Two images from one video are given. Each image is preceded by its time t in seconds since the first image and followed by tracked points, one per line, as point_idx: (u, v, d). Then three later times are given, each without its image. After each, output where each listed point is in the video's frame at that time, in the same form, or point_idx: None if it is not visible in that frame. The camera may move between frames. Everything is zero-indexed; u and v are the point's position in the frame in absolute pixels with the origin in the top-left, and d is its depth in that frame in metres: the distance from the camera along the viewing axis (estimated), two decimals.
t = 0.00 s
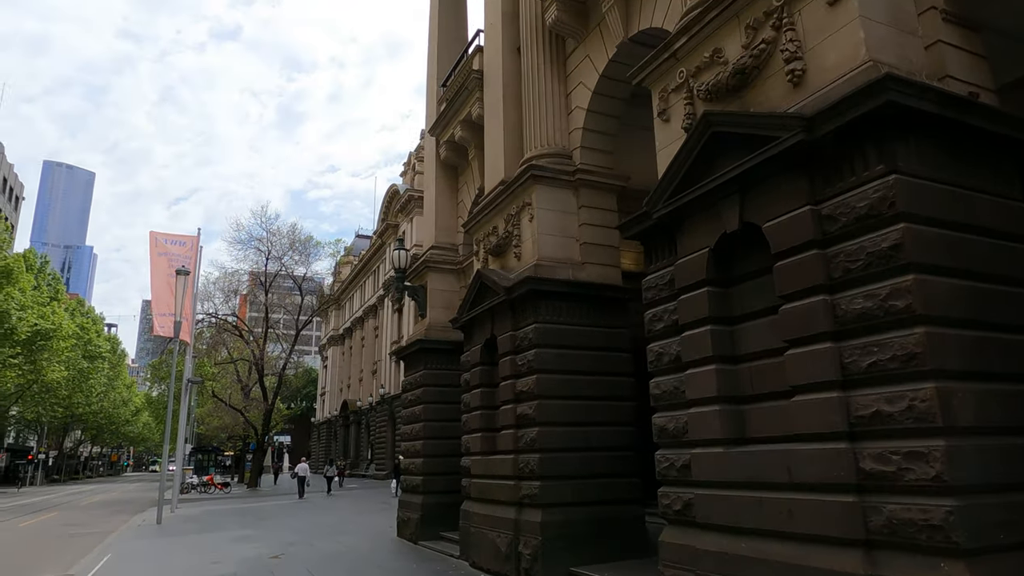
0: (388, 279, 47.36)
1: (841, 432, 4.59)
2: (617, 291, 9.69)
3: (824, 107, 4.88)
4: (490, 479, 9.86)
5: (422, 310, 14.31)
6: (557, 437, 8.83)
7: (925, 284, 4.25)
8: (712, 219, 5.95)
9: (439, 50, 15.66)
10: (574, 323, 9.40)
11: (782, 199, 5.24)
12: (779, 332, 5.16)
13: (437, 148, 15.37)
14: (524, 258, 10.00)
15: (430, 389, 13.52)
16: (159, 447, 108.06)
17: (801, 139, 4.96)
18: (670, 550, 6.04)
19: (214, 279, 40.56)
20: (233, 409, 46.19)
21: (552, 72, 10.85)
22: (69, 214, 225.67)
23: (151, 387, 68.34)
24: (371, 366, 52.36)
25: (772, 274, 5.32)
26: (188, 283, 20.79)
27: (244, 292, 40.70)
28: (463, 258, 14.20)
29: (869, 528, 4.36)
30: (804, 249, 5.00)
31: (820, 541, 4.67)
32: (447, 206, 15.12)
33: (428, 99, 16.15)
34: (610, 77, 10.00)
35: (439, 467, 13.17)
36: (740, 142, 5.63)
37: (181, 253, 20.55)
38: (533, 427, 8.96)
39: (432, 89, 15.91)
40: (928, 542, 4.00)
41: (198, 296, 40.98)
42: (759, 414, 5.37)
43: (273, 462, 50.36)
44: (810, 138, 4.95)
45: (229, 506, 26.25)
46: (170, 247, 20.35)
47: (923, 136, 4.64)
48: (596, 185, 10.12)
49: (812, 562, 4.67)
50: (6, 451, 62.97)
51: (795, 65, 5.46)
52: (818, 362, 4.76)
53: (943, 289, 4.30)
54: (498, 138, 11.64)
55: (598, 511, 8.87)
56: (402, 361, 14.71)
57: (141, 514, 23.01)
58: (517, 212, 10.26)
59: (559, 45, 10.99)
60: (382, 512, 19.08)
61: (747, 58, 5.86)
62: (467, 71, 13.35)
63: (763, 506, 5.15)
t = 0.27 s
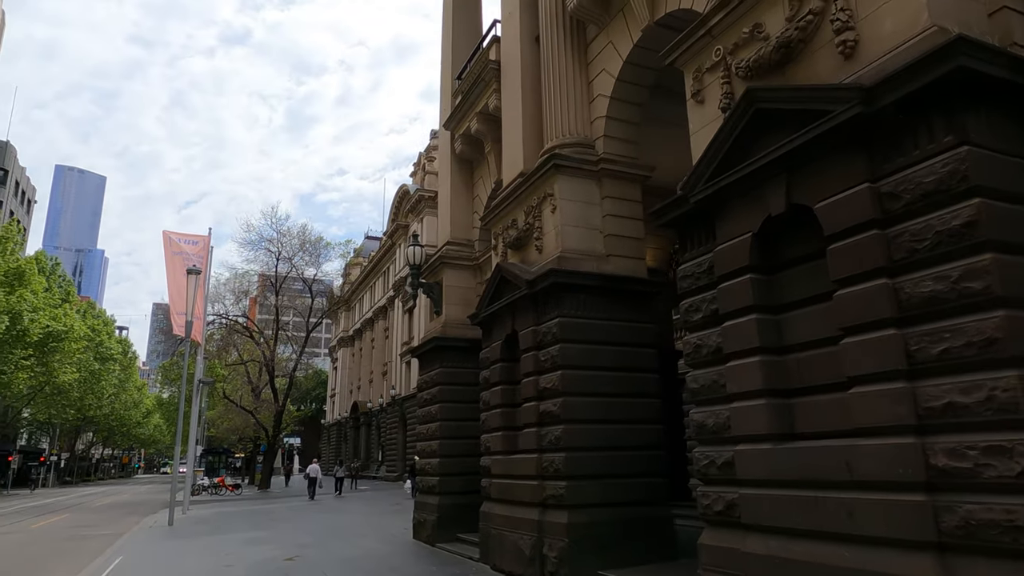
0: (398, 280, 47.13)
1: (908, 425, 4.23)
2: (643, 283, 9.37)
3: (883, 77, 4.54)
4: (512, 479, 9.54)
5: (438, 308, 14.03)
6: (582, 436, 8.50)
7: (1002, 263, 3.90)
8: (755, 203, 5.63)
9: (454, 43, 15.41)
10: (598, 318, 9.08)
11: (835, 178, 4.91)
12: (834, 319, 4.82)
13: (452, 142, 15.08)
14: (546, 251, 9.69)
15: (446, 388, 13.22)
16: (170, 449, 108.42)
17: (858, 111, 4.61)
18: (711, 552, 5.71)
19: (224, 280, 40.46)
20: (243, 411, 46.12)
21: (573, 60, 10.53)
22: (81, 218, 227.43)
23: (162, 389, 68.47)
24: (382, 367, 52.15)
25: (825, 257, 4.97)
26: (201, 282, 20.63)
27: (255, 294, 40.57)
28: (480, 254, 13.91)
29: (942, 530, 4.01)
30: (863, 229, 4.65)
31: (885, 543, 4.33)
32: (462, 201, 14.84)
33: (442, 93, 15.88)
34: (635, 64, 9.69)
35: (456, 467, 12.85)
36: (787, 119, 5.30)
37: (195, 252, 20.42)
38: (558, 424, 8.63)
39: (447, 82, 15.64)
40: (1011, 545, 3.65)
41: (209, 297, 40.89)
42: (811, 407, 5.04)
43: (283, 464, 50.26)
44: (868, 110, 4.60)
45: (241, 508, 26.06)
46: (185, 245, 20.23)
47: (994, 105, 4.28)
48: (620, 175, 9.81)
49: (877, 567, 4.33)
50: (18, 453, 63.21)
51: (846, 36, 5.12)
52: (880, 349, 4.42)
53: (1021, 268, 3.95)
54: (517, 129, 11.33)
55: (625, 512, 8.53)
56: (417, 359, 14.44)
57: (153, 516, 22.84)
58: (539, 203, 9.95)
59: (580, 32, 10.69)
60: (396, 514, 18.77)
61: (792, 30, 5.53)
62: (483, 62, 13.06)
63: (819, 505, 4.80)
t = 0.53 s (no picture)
0: (410, 279, 46.89)
1: (989, 428, 3.86)
2: (672, 278, 9.00)
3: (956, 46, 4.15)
4: (537, 481, 9.19)
5: (456, 305, 13.72)
6: (612, 437, 8.15)
7: None
8: (806, 188, 5.26)
9: (470, 35, 15.08)
10: (626, 314, 8.73)
11: (900, 159, 4.53)
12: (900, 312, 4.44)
13: (468, 136, 14.74)
14: (571, 245, 9.33)
15: (465, 387, 12.90)
16: (184, 448, 109.03)
17: (929, 85, 4.23)
18: (760, 562, 5.33)
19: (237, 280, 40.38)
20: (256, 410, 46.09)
21: (597, 47, 10.17)
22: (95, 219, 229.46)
23: (176, 389, 68.71)
24: (394, 367, 51.95)
25: (888, 244, 4.60)
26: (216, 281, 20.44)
27: (268, 293, 40.47)
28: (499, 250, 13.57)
29: None
30: (934, 213, 4.28)
31: (962, 557, 3.96)
32: (480, 196, 14.49)
33: (458, 87, 15.55)
34: (663, 50, 9.32)
35: (475, 468, 12.52)
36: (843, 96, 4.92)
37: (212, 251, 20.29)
38: (586, 425, 8.27)
39: (463, 75, 15.31)
40: None
41: (222, 297, 40.83)
42: (874, 406, 4.66)
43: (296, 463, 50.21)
44: (940, 83, 4.22)
45: (255, 508, 25.89)
46: (202, 243, 20.11)
47: None
48: (648, 165, 9.44)
49: None
50: (35, 452, 63.64)
51: (909, 7, 4.74)
52: (956, 344, 4.04)
53: None
54: (539, 120, 10.98)
55: (657, 516, 8.17)
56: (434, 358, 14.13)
57: (168, 516, 22.69)
58: (563, 195, 9.60)
59: (603, 19, 10.33)
60: (412, 515, 18.46)
61: (847, 2, 5.15)
62: (502, 52, 12.72)
63: (884, 513, 4.42)
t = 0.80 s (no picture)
0: (422, 275, 46.71)
1: None
2: (700, 265, 8.65)
3: None
4: (559, 478, 8.87)
5: (472, 298, 13.41)
6: (639, 431, 7.82)
7: None
8: (857, 162, 4.91)
9: (484, 22, 14.75)
10: (653, 302, 8.39)
11: (967, 124, 4.18)
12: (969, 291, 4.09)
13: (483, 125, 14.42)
14: (594, 232, 9.00)
15: (482, 381, 12.62)
16: (197, 446, 109.57)
17: (1004, 41, 3.88)
18: (808, 563, 4.99)
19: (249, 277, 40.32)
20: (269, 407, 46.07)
21: (619, 28, 9.82)
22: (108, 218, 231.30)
23: (188, 387, 68.93)
24: (406, 363, 51.81)
25: (954, 219, 4.25)
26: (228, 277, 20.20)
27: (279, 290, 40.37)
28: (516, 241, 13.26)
29: None
30: (1010, 181, 3.91)
31: None
32: (496, 186, 14.18)
33: (472, 75, 15.23)
34: (689, 28, 8.96)
35: (493, 465, 12.23)
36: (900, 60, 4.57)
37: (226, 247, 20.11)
38: (612, 418, 7.95)
39: (477, 63, 14.99)
40: None
41: (233, 294, 40.80)
42: (939, 394, 4.31)
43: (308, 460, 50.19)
44: (1016, 39, 3.86)
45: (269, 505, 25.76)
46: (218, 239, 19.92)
47: None
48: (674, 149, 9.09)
49: None
50: (50, 450, 64.10)
51: None
52: None
53: None
54: (558, 104, 10.64)
55: (687, 513, 7.84)
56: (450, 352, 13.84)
57: (181, 513, 22.60)
58: (585, 181, 9.26)
59: None
60: (427, 513, 18.21)
61: None
62: (518, 37, 12.39)
63: (953, 509, 4.07)
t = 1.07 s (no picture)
0: (433, 272, 46.46)
1: None
2: (731, 255, 8.24)
3: None
4: (584, 477, 8.51)
5: (488, 292, 13.07)
6: (670, 428, 7.43)
7: None
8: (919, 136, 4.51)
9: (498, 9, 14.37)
10: (682, 294, 8.00)
11: None
12: None
13: (499, 115, 14.04)
14: (618, 220, 8.61)
15: (500, 377, 12.28)
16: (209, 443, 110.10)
17: None
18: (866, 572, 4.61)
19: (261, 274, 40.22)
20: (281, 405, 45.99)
21: (643, 9, 9.41)
22: (120, 217, 233.07)
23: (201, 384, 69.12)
24: (417, 361, 51.61)
25: None
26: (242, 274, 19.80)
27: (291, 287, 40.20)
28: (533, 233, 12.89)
29: None
30: None
31: None
32: (512, 178, 13.81)
33: (487, 64, 14.85)
34: (717, 7, 8.55)
35: (512, 463, 11.87)
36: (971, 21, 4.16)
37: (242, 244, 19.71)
38: (640, 415, 7.57)
39: (492, 51, 14.61)
40: None
41: (245, 292, 40.72)
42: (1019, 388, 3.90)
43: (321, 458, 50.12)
44: None
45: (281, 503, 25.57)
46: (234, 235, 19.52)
47: None
48: (702, 134, 8.69)
49: None
50: (65, 447, 64.50)
51: None
52: None
53: None
54: (578, 90, 10.24)
55: (721, 515, 7.44)
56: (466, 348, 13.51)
57: (194, 511, 22.45)
58: (608, 168, 8.87)
59: None
60: (442, 511, 17.93)
61: None
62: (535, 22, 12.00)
63: None
